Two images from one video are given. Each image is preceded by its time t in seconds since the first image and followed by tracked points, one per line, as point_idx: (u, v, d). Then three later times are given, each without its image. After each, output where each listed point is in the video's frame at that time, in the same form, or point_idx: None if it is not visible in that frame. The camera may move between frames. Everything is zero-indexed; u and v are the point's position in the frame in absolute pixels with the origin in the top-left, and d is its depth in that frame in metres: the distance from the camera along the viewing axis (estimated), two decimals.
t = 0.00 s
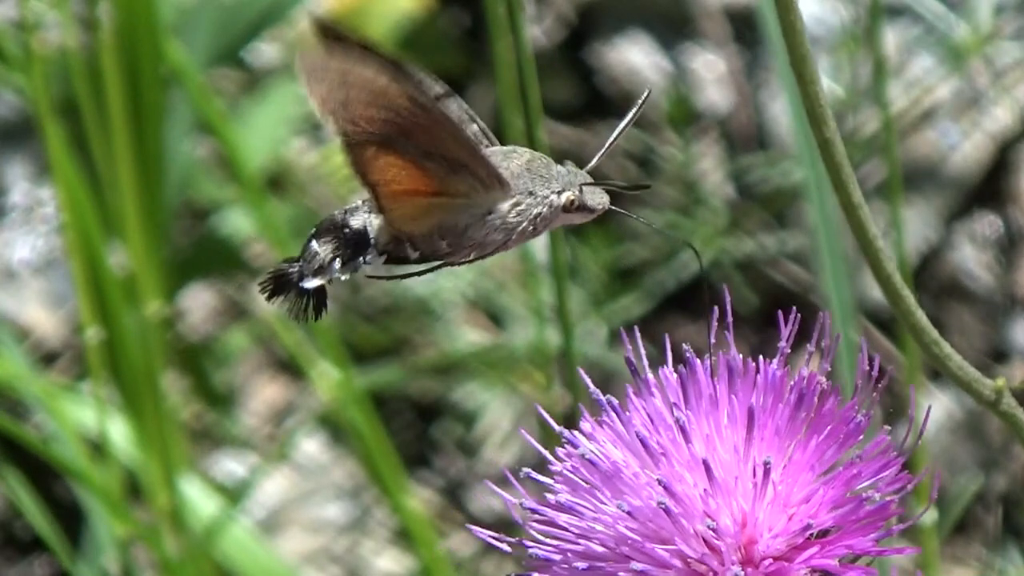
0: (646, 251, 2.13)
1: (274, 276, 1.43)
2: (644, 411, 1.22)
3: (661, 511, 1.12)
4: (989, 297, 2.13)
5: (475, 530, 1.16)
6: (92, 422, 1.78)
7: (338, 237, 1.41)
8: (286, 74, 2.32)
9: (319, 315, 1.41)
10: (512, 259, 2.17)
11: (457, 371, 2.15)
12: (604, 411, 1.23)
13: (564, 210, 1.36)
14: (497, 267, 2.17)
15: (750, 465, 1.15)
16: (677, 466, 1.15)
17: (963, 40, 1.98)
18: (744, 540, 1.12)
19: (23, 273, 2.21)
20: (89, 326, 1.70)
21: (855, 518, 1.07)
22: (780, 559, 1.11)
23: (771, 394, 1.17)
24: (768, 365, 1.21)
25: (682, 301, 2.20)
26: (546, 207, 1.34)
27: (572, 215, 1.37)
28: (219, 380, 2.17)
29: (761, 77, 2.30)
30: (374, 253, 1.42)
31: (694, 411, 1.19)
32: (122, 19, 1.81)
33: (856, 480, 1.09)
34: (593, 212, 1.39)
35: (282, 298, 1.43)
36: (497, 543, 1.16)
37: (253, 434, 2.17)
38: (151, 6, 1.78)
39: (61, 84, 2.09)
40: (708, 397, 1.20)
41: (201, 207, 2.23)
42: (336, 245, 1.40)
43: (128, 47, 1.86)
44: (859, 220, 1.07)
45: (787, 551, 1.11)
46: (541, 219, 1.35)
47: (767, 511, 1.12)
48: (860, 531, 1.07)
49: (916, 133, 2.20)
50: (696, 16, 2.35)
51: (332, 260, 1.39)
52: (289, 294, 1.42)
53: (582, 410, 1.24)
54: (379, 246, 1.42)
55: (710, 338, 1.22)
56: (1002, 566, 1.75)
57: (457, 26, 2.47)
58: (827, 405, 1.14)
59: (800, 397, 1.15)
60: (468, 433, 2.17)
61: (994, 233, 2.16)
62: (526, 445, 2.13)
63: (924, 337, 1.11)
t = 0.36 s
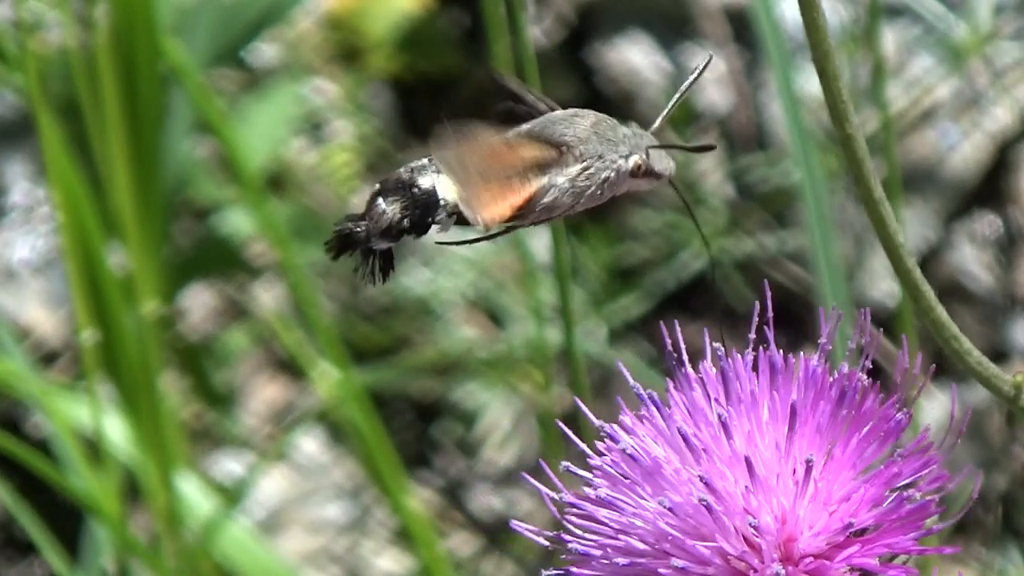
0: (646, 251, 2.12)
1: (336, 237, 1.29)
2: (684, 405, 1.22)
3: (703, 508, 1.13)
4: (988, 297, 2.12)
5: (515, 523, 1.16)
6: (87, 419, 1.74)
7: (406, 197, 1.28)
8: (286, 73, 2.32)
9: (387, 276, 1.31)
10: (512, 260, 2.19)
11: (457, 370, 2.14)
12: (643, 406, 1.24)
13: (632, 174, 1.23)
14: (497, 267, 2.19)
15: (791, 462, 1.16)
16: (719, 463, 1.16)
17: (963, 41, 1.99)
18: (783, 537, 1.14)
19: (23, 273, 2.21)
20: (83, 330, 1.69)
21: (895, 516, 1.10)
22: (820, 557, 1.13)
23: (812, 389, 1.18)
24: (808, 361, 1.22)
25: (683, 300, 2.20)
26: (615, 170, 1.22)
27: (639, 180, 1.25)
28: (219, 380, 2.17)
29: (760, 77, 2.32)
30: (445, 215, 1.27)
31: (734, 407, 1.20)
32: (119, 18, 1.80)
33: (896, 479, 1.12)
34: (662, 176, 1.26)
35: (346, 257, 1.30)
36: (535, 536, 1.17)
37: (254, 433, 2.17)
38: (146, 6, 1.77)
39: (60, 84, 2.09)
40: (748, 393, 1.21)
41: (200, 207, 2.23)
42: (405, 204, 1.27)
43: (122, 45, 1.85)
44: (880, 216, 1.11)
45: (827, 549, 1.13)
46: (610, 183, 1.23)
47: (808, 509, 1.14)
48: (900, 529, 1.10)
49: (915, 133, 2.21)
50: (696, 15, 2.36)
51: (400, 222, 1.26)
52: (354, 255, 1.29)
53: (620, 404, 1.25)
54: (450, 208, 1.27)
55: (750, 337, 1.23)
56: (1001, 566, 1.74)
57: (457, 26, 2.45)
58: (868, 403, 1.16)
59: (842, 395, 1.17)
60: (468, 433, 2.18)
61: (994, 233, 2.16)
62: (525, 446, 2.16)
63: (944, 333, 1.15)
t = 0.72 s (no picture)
0: (646, 252, 2.11)
1: (376, 277, 1.41)
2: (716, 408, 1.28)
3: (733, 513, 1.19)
4: (987, 297, 2.13)
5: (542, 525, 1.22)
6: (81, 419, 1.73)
7: (446, 235, 1.42)
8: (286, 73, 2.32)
9: (424, 313, 1.41)
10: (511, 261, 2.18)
11: (458, 371, 2.14)
12: (672, 408, 1.29)
13: (667, 211, 1.44)
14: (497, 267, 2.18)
15: (820, 468, 1.21)
16: (749, 468, 1.22)
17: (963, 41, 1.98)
18: (811, 541, 1.19)
19: (23, 273, 2.22)
20: (77, 334, 1.76)
21: (924, 522, 1.15)
22: (847, 561, 1.18)
23: (841, 394, 1.23)
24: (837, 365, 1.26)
25: (683, 301, 2.20)
26: (652, 207, 1.43)
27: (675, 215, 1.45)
28: (219, 379, 2.17)
29: (761, 77, 2.30)
30: (484, 252, 1.42)
31: (765, 411, 1.25)
32: (114, 17, 1.80)
33: (924, 485, 1.17)
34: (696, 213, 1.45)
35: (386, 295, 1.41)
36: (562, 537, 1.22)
37: (253, 433, 2.17)
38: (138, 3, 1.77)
39: (61, 83, 2.10)
40: (778, 398, 1.26)
41: (201, 207, 2.23)
42: (445, 242, 1.41)
43: (118, 43, 1.84)
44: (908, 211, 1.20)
45: (854, 554, 1.18)
46: (648, 217, 1.43)
47: (836, 514, 1.19)
48: (927, 535, 1.14)
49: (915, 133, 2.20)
50: (696, 15, 2.36)
51: (441, 258, 1.40)
52: (394, 291, 1.40)
53: (650, 406, 1.30)
54: (487, 246, 1.43)
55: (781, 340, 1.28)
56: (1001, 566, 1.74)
57: (457, 26, 2.46)
58: (896, 409, 1.21)
59: (872, 400, 1.22)
60: (468, 433, 2.18)
61: (994, 233, 2.16)
62: (525, 445, 2.17)
63: (965, 317, 1.24)
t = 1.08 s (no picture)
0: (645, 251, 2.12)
1: (397, 296, 1.49)
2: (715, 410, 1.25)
3: (733, 515, 1.16)
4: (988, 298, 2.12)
5: (542, 527, 1.21)
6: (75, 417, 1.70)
7: (464, 258, 1.49)
8: (286, 73, 2.32)
9: (446, 332, 1.50)
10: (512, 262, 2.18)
11: (458, 371, 2.14)
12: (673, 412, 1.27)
13: (688, 215, 1.42)
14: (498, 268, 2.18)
15: (822, 469, 1.18)
16: (749, 470, 1.19)
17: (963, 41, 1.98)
18: (812, 543, 1.16)
19: (23, 273, 2.22)
20: (73, 335, 1.77)
21: (926, 522, 1.12)
22: (849, 563, 1.15)
23: (842, 395, 1.21)
24: (839, 366, 1.24)
25: (683, 301, 2.19)
26: (670, 217, 1.42)
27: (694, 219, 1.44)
28: (219, 380, 2.16)
29: (761, 77, 2.31)
30: (501, 276, 1.51)
31: (766, 413, 1.23)
32: (109, 16, 1.81)
33: (927, 486, 1.14)
34: (716, 217, 1.46)
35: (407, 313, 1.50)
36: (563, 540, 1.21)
37: (254, 434, 2.18)
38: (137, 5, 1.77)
39: (60, 83, 2.10)
40: (779, 399, 1.23)
41: (201, 207, 2.23)
42: (464, 266, 1.48)
43: (114, 43, 1.84)
44: (925, 194, 1.20)
45: (856, 555, 1.15)
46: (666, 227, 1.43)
47: (838, 516, 1.16)
48: (930, 536, 1.12)
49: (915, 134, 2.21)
50: (696, 15, 2.38)
51: (459, 282, 1.47)
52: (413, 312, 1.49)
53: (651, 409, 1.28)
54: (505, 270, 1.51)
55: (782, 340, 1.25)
56: (1000, 566, 1.74)
57: (456, 25, 2.46)
58: (898, 409, 1.18)
59: (874, 401, 1.19)
60: (468, 433, 2.18)
61: (994, 233, 2.16)
62: (525, 445, 2.16)
63: (978, 299, 1.24)
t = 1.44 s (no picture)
0: (646, 250, 2.14)
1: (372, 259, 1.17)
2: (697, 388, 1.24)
3: (716, 491, 1.15)
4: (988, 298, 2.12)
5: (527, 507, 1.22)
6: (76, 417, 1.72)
7: (453, 222, 1.23)
8: (286, 74, 2.32)
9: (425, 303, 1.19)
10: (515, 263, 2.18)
11: (458, 371, 2.15)
12: (656, 389, 1.25)
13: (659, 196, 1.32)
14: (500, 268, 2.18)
15: (804, 446, 1.18)
16: (732, 447, 1.18)
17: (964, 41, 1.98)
18: (794, 521, 1.15)
19: (23, 273, 2.22)
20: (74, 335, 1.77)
21: (908, 499, 1.13)
22: (830, 539, 1.15)
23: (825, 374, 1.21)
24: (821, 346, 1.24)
25: (683, 300, 2.19)
26: (644, 193, 1.30)
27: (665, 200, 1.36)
28: (219, 379, 2.16)
29: (761, 77, 2.30)
30: (492, 238, 1.25)
31: (748, 391, 1.22)
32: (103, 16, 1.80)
33: (909, 463, 1.15)
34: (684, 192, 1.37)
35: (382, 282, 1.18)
36: (546, 520, 1.21)
37: (253, 434, 2.18)
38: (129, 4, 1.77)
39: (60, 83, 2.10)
40: (762, 377, 1.23)
41: (201, 206, 2.23)
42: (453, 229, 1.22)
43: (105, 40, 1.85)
44: (921, 192, 1.26)
45: (838, 531, 1.14)
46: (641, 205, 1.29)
47: (819, 493, 1.16)
48: (912, 512, 1.13)
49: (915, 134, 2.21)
50: (696, 15, 2.35)
51: (447, 245, 1.20)
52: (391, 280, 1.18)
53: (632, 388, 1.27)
54: (497, 233, 1.25)
55: (765, 322, 1.26)
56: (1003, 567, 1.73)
57: (456, 26, 2.45)
58: (882, 387, 1.19)
59: (856, 379, 1.20)
60: (468, 433, 2.18)
61: (994, 234, 2.15)
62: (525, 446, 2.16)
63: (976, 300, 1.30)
